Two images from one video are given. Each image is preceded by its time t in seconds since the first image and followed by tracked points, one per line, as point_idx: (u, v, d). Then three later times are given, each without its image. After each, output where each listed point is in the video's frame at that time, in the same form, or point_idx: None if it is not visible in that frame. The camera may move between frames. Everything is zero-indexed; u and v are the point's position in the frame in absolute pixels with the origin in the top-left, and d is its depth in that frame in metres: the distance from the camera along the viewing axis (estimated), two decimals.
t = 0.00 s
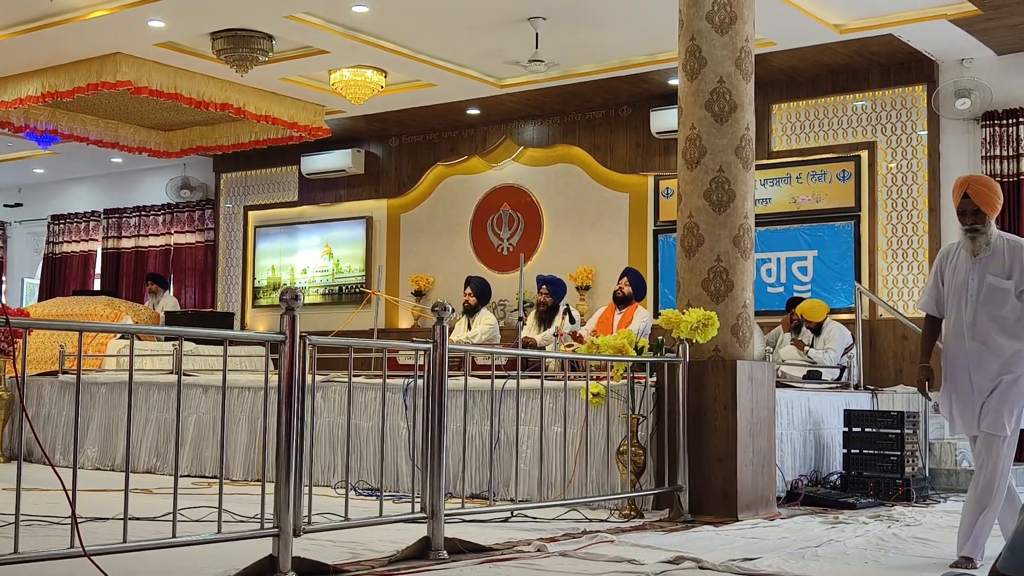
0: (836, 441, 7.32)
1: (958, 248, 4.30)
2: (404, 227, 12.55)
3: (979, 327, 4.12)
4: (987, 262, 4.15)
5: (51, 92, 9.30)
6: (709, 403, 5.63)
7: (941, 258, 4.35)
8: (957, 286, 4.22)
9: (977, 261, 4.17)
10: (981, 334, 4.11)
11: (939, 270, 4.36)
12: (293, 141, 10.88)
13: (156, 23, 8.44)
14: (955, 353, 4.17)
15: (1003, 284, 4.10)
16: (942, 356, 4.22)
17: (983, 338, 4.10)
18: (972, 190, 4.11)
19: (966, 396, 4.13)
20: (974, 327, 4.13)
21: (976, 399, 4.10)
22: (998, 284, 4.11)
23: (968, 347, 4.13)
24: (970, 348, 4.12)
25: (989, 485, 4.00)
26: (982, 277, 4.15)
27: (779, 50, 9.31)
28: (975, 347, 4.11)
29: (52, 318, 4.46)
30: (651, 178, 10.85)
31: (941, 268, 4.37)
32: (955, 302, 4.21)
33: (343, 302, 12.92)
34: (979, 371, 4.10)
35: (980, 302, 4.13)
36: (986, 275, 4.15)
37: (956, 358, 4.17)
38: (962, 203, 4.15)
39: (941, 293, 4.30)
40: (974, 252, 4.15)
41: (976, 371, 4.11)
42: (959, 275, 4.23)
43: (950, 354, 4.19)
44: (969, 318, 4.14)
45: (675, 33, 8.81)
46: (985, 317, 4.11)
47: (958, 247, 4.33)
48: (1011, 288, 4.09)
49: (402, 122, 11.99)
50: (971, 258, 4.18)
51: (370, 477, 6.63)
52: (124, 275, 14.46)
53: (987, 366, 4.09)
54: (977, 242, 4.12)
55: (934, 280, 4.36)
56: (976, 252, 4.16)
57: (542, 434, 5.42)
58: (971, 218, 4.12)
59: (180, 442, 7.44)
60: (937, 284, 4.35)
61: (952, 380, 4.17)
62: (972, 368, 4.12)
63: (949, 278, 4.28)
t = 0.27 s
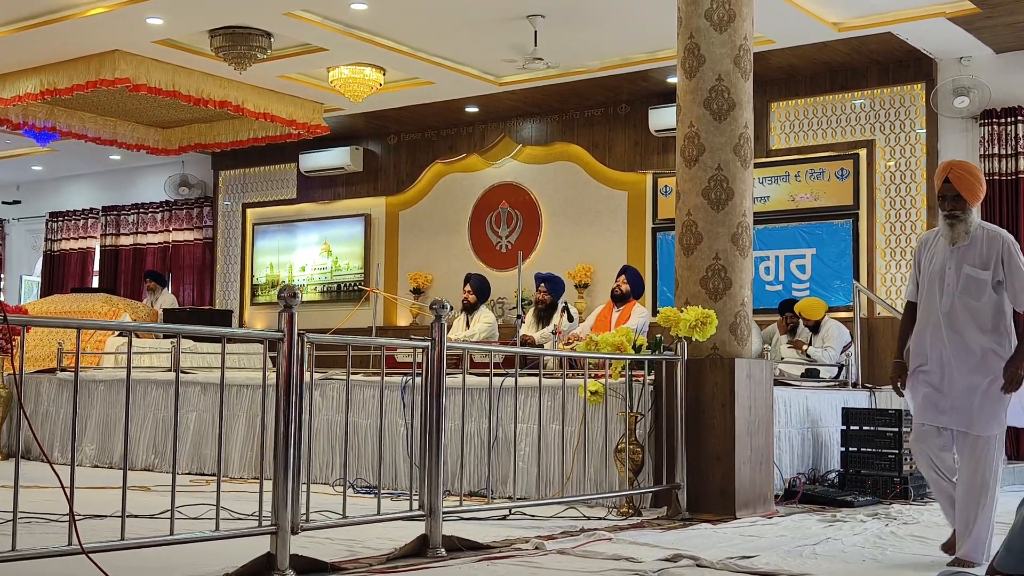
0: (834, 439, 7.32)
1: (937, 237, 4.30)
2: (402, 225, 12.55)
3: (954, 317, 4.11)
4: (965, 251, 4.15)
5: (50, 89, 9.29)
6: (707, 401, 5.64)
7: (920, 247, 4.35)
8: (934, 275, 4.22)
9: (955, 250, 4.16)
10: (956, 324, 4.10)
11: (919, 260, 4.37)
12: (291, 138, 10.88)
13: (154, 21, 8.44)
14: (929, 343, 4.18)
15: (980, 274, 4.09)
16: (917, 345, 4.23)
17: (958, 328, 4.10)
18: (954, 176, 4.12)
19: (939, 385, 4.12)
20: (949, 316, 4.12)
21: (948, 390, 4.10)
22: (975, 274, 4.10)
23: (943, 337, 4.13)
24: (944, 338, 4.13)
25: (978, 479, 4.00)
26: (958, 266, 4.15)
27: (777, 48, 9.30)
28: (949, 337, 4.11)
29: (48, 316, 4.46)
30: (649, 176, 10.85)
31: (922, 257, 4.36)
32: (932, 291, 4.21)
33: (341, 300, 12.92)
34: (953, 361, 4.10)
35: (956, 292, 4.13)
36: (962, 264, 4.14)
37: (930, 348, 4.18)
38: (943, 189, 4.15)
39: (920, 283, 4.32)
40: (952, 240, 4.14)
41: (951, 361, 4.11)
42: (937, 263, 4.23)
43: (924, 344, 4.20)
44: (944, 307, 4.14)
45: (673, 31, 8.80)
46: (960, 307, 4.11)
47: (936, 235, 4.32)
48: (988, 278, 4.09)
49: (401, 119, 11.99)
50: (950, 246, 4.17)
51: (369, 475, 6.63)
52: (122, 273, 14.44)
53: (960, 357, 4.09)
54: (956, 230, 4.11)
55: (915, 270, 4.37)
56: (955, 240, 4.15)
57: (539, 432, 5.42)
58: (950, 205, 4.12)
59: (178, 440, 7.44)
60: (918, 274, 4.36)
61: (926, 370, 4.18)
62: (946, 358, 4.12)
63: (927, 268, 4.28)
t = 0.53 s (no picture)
0: (832, 436, 7.33)
1: (910, 235, 4.27)
2: (401, 221, 12.55)
3: (930, 314, 4.08)
4: (939, 247, 4.12)
5: (48, 86, 9.29)
6: (706, 398, 5.64)
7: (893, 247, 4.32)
8: (909, 272, 4.18)
9: (929, 246, 4.14)
10: (932, 321, 4.07)
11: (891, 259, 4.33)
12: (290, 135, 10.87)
13: (153, 17, 8.43)
14: (903, 341, 4.13)
15: (956, 271, 4.08)
16: (891, 344, 4.18)
17: (934, 326, 4.07)
18: (927, 168, 4.10)
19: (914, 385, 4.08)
20: (924, 313, 4.09)
21: (924, 389, 4.06)
22: (950, 271, 4.08)
23: (919, 335, 4.09)
24: (920, 336, 4.09)
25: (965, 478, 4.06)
26: (933, 263, 4.12)
27: (776, 45, 9.30)
28: (925, 335, 4.07)
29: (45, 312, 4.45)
30: (648, 173, 10.84)
31: (895, 255, 4.33)
32: (907, 289, 4.17)
33: (339, 297, 12.91)
34: (929, 360, 4.07)
35: (932, 289, 4.10)
36: (937, 261, 4.12)
37: (904, 346, 4.13)
38: (917, 181, 4.12)
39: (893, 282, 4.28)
40: (926, 235, 4.12)
41: (927, 360, 4.07)
42: (911, 261, 4.19)
43: (898, 342, 4.15)
44: (920, 305, 4.11)
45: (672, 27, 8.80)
46: (937, 304, 4.08)
47: (909, 233, 4.30)
48: (964, 274, 4.07)
49: (400, 116, 11.98)
50: (924, 242, 4.15)
51: (367, 471, 6.63)
52: (121, 269, 14.44)
53: (937, 355, 4.06)
54: (930, 224, 4.10)
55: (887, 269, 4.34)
56: (929, 235, 4.13)
57: (538, 428, 5.41)
58: (923, 197, 4.10)
59: (177, 437, 7.44)
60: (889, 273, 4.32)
61: (899, 370, 4.12)
62: (922, 356, 4.08)
63: (900, 266, 4.25)
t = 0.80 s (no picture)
0: (831, 433, 7.34)
1: (875, 224, 4.14)
2: (401, 218, 12.55)
3: (900, 304, 3.96)
4: (906, 233, 4.00)
5: (47, 82, 9.28)
6: (705, 395, 5.64)
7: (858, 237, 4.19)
8: (876, 262, 4.06)
9: (897, 233, 4.02)
10: (902, 311, 3.95)
11: (857, 249, 4.20)
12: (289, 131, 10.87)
13: (152, 13, 8.42)
14: (873, 333, 4.02)
15: (924, 257, 3.94)
16: (860, 336, 4.06)
17: (904, 315, 3.95)
18: (891, 153, 3.94)
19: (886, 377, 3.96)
20: (894, 302, 3.97)
21: (896, 381, 3.94)
22: (918, 257, 3.95)
23: (887, 325, 3.97)
24: (891, 326, 3.96)
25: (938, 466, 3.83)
26: (900, 250, 4.00)
27: (776, 42, 9.29)
28: (895, 326, 3.95)
29: (42, 308, 4.45)
30: (648, 170, 10.83)
31: (859, 245, 4.19)
32: (876, 279, 4.05)
33: (339, 293, 12.91)
34: (899, 350, 3.95)
35: (900, 277, 3.97)
36: (905, 247, 3.99)
37: (873, 338, 4.01)
38: (880, 166, 3.98)
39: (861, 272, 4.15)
40: (892, 223, 4.00)
41: (899, 351, 3.95)
42: (878, 250, 4.07)
43: (868, 334, 4.03)
44: (889, 294, 3.98)
45: (672, 24, 8.79)
46: (905, 292, 3.95)
47: (873, 222, 4.16)
48: (932, 260, 3.94)
49: (399, 112, 11.98)
50: (890, 230, 4.02)
51: (366, 467, 6.64)
52: (120, 266, 14.44)
53: (908, 345, 3.93)
54: (894, 211, 3.98)
55: (854, 258, 4.21)
56: (894, 222, 4.01)
57: (536, 425, 5.41)
58: (887, 182, 3.97)
59: (176, 433, 7.44)
60: (856, 263, 4.20)
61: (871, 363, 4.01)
62: (893, 347, 3.96)
63: (867, 255, 4.12)
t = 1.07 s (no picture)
0: (831, 430, 7.34)
1: (851, 216, 4.02)
2: (400, 214, 12.55)
3: (879, 300, 3.84)
4: (886, 228, 3.88)
5: (47, 77, 9.28)
6: (705, 392, 5.65)
7: (833, 230, 4.06)
8: (853, 256, 3.94)
9: (875, 227, 3.90)
10: (882, 308, 3.83)
11: (830, 241, 4.07)
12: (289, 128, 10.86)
13: (152, 9, 8.42)
14: (850, 329, 3.90)
15: (904, 252, 3.83)
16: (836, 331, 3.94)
17: (882, 312, 3.83)
18: (869, 145, 3.83)
19: (864, 375, 3.85)
20: (872, 299, 3.85)
21: (874, 378, 3.82)
22: (899, 252, 3.84)
23: (866, 322, 3.86)
24: (869, 322, 3.85)
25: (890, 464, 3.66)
26: (880, 245, 3.88)
27: (775, 38, 9.29)
28: (874, 323, 3.84)
29: (44, 304, 4.46)
30: (647, 167, 10.84)
31: (834, 237, 4.07)
32: (854, 275, 3.92)
33: (338, 289, 12.91)
34: (876, 347, 3.83)
35: (879, 272, 3.85)
36: (885, 242, 3.87)
37: (850, 335, 3.89)
38: (859, 159, 3.86)
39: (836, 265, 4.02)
40: (870, 216, 3.88)
41: (876, 347, 3.83)
42: (856, 244, 3.94)
43: (845, 329, 3.91)
44: (868, 289, 3.86)
45: (672, 21, 8.78)
46: (884, 288, 3.84)
47: (850, 214, 4.04)
48: (913, 255, 3.82)
49: (399, 109, 11.97)
50: (868, 224, 3.90)
51: (366, 463, 6.63)
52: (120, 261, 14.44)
53: (886, 341, 3.81)
54: (873, 204, 3.86)
55: (828, 251, 4.07)
56: (873, 216, 3.88)
57: (537, 421, 5.41)
58: (866, 175, 3.86)
59: (176, 428, 7.44)
60: (831, 255, 4.06)
61: (848, 359, 3.90)
62: (871, 343, 3.84)
63: (843, 248, 3.99)
